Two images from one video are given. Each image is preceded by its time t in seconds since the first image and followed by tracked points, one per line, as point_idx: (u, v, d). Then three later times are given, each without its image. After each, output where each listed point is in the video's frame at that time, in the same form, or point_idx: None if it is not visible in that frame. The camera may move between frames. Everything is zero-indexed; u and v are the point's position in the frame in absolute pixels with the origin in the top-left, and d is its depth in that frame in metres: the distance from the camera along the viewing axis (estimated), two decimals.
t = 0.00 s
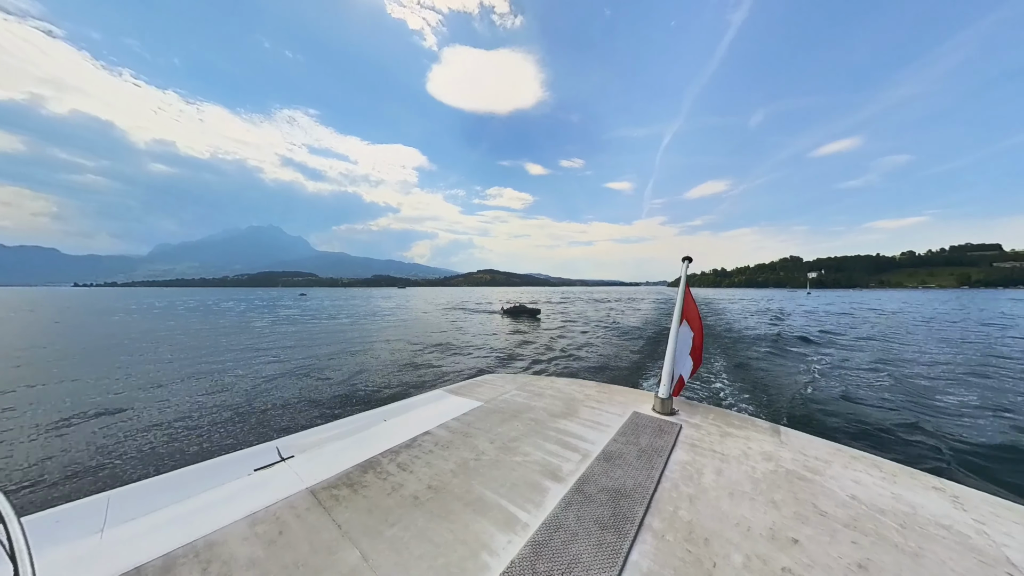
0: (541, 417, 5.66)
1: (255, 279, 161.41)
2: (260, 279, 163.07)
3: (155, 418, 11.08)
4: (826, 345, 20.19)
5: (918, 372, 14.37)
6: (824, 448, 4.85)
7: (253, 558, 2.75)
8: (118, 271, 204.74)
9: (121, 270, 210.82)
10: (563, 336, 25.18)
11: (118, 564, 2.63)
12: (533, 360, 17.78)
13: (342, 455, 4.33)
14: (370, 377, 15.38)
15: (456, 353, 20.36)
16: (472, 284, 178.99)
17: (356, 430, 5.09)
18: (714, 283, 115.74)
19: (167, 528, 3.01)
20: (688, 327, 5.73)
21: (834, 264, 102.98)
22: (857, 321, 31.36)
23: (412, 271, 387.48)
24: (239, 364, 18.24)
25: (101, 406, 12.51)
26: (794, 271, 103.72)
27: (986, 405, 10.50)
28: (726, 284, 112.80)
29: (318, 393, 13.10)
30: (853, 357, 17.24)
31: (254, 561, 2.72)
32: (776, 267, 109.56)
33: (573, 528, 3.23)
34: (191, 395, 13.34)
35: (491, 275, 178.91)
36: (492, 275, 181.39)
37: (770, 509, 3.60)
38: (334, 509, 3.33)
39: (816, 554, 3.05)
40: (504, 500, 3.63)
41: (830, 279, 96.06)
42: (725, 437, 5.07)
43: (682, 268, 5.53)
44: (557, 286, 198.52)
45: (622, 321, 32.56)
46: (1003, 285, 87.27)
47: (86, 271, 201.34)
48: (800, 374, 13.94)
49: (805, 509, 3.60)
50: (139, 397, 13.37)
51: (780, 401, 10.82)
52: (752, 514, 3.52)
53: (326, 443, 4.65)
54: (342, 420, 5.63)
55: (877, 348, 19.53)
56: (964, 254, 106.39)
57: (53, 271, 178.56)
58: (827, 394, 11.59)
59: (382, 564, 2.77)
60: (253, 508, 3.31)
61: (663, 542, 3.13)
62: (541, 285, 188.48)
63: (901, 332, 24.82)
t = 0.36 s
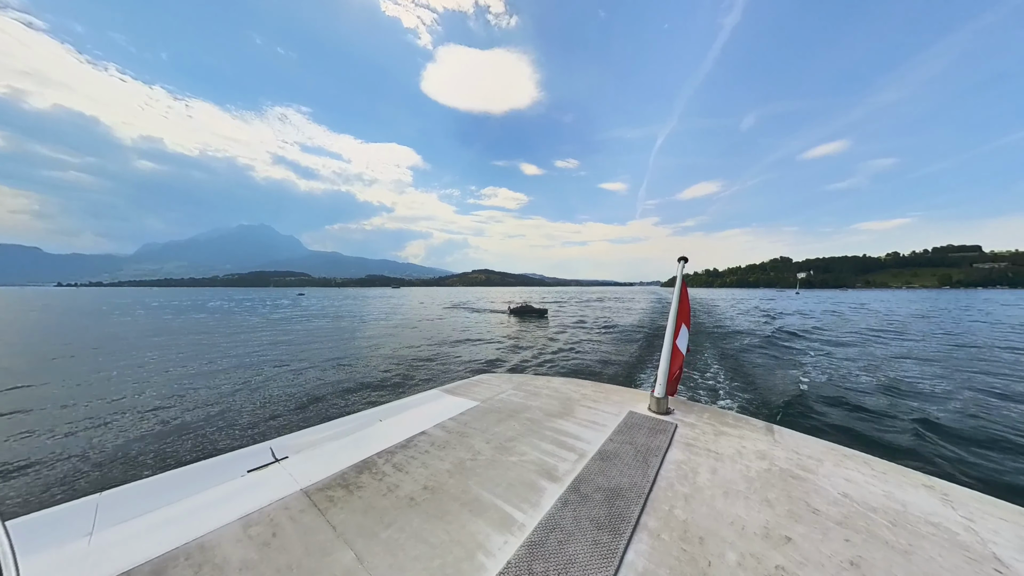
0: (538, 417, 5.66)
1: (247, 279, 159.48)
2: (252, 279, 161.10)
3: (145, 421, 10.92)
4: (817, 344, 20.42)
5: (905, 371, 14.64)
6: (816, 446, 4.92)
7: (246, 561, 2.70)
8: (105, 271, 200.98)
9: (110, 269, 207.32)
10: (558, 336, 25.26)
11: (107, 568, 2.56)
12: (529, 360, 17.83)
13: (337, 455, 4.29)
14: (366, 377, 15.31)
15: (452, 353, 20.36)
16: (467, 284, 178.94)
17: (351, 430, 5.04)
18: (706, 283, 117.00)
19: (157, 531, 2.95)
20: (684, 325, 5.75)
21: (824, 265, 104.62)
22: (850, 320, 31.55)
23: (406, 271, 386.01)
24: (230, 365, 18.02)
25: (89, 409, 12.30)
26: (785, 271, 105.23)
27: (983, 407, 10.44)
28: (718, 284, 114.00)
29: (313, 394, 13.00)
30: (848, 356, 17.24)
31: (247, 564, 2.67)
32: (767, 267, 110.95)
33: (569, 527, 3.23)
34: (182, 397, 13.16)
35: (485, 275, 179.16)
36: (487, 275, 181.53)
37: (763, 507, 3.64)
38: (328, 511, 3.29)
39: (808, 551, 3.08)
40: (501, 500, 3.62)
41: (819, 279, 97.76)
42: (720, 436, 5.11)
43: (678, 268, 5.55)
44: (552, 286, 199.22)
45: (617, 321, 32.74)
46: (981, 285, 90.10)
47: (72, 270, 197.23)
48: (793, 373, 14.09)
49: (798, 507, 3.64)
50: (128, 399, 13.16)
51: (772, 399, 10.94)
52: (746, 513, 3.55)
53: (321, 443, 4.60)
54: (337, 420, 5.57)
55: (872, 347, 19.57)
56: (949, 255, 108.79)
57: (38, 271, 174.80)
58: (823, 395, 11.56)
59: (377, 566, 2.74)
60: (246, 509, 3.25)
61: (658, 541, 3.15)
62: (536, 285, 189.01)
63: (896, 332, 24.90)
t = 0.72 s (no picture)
0: (536, 418, 5.63)
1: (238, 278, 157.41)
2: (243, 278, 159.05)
3: (135, 423, 10.74)
4: (809, 344, 20.64)
5: (895, 370, 14.82)
6: (812, 446, 4.95)
7: (241, 566, 2.63)
8: (92, 270, 197.12)
9: (96, 268, 203.13)
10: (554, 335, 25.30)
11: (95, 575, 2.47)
12: (524, 361, 17.83)
13: (334, 457, 4.23)
14: (361, 378, 15.18)
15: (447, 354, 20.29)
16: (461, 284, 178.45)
17: (348, 431, 4.97)
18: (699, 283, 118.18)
19: (148, 536, 2.86)
20: (681, 326, 5.76)
21: (814, 265, 106.25)
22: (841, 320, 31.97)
23: (401, 271, 384.17)
24: (223, 367, 17.81)
25: (76, 411, 12.06)
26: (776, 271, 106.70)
27: (979, 408, 10.47)
28: (711, 284, 115.14)
29: (307, 395, 12.87)
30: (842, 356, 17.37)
31: (242, 570, 2.61)
32: (759, 267, 112.31)
33: (569, 529, 3.21)
34: (172, 399, 12.96)
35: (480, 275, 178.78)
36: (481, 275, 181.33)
37: (762, 508, 3.65)
38: (325, 514, 3.23)
39: (807, 552, 3.09)
40: (500, 502, 3.58)
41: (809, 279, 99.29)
42: (718, 436, 5.13)
43: (675, 268, 5.55)
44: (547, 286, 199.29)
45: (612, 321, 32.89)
46: (960, 285, 92.86)
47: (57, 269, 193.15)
48: (786, 373, 14.23)
49: (796, 508, 3.65)
50: (117, 402, 12.93)
51: (766, 399, 11.05)
52: (745, 514, 3.55)
53: (317, 445, 4.53)
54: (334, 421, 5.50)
55: (867, 347, 19.70)
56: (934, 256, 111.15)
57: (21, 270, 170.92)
58: (820, 396, 11.56)
59: (375, 570, 2.69)
60: (240, 513, 3.18)
61: (658, 543, 3.13)
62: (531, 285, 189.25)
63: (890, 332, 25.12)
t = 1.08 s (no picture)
0: (531, 417, 5.66)
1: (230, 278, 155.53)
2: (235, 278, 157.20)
3: (126, 423, 10.60)
4: (800, 343, 20.92)
5: (884, 368, 15.05)
6: (803, 444, 5.04)
7: (235, 566, 2.62)
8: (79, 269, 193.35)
9: (83, 268, 199.29)
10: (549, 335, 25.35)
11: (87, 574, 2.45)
12: (520, 360, 17.85)
13: (330, 456, 4.21)
14: (356, 378, 15.09)
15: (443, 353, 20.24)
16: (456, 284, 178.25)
17: (344, 431, 4.95)
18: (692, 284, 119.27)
19: (140, 536, 2.83)
20: (675, 325, 5.83)
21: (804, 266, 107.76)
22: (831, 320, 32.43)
23: (395, 270, 382.21)
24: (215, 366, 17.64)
25: (64, 411, 11.86)
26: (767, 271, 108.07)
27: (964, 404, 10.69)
28: (704, 284, 116.26)
29: (301, 395, 12.79)
30: (831, 355, 17.64)
31: (237, 569, 2.60)
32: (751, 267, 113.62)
33: (564, 526, 3.23)
34: (163, 399, 12.82)
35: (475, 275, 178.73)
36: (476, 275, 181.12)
37: (753, 504, 3.71)
38: (320, 513, 3.22)
39: (797, 547, 3.15)
40: (496, 500, 3.60)
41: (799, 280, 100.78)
42: (711, 435, 5.19)
43: (670, 268, 5.61)
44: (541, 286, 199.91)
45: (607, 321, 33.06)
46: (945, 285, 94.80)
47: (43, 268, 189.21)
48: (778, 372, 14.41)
49: (787, 504, 3.72)
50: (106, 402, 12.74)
51: (758, 397, 11.17)
52: (737, 510, 3.61)
53: (313, 444, 4.51)
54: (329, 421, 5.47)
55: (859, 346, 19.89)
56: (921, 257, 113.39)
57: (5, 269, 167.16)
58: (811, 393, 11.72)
59: (371, 569, 2.69)
60: (235, 513, 3.16)
61: (651, 539, 3.17)
62: (526, 285, 189.33)
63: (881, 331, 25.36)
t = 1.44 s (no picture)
0: (528, 416, 5.67)
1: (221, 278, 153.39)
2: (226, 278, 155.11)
3: (115, 426, 10.43)
4: (792, 340, 21.16)
5: (875, 366, 15.25)
6: (795, 442, 5.11)
7: (229, 567, 2.59)
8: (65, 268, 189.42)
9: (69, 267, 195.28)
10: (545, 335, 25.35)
11: None
12: (516, 360, 17.82)
13: (324, 457, 4.17)
14: (350, 379, 14.99)
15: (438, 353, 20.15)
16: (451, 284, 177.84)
17: (339, 432, 4.91)
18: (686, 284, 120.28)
19: (132, 539, 2.79)
20: (670, 325, 5.88)
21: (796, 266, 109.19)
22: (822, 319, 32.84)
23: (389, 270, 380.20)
24: (207, 367, 17.42)
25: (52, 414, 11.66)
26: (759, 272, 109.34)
27: (953, 402, 10.87)
28: (697, 284, 117.34)
29: (295, 396, 12.65)
30: (824, 353, 17.82)
31: (230, 570, 2.57)
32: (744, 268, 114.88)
33: (560, 525, 3.25)
34: (154, 401, 12.63)
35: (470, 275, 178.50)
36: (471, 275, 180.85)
37: (747, 502, 3.75)
38: (315, 514, 3.20)
39: (789, 544, 3.19)
40: (492, 500, 3.61)
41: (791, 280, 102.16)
42: (705, 433, 5.25)
43: (666, 269, 5.66)
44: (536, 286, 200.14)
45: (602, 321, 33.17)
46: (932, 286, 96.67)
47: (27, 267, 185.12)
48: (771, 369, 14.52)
49: (780, 501, 3.77)
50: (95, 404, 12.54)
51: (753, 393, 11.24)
52: (730, 507, 3.65)
53: (307, 445, 4.47)
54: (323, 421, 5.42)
55: (850, 344, 20.07)
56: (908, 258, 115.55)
57: None
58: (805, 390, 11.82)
59: (366, 569, 2.68)
60: (228, 515, 3.12)
61: (646, 537, 3.20)
62: (520, 285, 189.82)
63: (872, 330, 25.59)
